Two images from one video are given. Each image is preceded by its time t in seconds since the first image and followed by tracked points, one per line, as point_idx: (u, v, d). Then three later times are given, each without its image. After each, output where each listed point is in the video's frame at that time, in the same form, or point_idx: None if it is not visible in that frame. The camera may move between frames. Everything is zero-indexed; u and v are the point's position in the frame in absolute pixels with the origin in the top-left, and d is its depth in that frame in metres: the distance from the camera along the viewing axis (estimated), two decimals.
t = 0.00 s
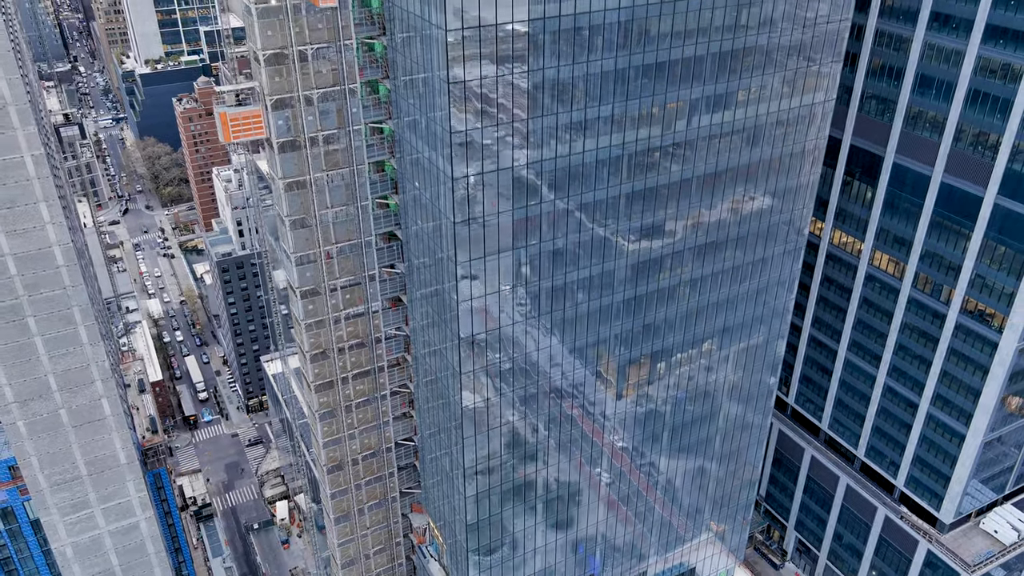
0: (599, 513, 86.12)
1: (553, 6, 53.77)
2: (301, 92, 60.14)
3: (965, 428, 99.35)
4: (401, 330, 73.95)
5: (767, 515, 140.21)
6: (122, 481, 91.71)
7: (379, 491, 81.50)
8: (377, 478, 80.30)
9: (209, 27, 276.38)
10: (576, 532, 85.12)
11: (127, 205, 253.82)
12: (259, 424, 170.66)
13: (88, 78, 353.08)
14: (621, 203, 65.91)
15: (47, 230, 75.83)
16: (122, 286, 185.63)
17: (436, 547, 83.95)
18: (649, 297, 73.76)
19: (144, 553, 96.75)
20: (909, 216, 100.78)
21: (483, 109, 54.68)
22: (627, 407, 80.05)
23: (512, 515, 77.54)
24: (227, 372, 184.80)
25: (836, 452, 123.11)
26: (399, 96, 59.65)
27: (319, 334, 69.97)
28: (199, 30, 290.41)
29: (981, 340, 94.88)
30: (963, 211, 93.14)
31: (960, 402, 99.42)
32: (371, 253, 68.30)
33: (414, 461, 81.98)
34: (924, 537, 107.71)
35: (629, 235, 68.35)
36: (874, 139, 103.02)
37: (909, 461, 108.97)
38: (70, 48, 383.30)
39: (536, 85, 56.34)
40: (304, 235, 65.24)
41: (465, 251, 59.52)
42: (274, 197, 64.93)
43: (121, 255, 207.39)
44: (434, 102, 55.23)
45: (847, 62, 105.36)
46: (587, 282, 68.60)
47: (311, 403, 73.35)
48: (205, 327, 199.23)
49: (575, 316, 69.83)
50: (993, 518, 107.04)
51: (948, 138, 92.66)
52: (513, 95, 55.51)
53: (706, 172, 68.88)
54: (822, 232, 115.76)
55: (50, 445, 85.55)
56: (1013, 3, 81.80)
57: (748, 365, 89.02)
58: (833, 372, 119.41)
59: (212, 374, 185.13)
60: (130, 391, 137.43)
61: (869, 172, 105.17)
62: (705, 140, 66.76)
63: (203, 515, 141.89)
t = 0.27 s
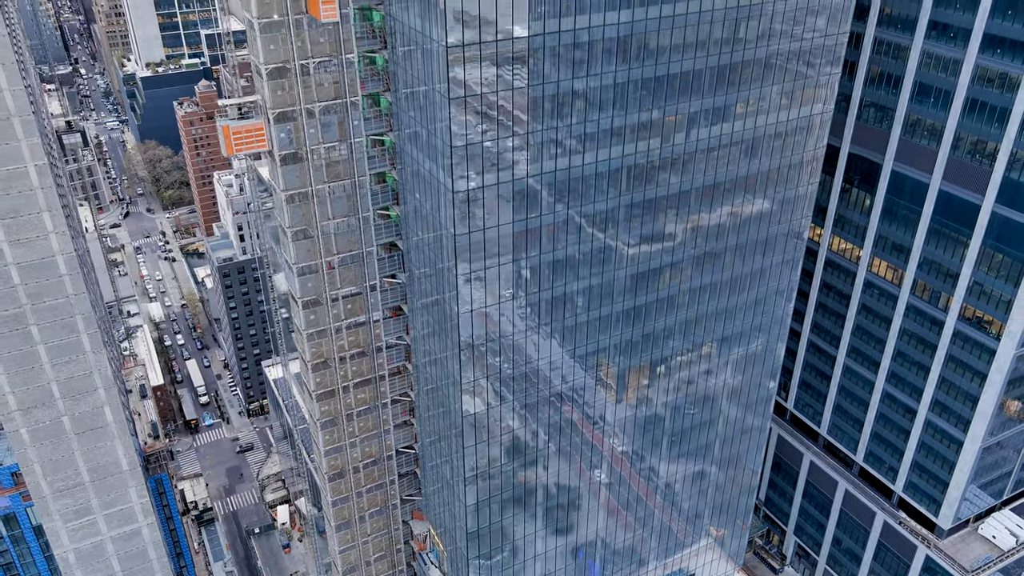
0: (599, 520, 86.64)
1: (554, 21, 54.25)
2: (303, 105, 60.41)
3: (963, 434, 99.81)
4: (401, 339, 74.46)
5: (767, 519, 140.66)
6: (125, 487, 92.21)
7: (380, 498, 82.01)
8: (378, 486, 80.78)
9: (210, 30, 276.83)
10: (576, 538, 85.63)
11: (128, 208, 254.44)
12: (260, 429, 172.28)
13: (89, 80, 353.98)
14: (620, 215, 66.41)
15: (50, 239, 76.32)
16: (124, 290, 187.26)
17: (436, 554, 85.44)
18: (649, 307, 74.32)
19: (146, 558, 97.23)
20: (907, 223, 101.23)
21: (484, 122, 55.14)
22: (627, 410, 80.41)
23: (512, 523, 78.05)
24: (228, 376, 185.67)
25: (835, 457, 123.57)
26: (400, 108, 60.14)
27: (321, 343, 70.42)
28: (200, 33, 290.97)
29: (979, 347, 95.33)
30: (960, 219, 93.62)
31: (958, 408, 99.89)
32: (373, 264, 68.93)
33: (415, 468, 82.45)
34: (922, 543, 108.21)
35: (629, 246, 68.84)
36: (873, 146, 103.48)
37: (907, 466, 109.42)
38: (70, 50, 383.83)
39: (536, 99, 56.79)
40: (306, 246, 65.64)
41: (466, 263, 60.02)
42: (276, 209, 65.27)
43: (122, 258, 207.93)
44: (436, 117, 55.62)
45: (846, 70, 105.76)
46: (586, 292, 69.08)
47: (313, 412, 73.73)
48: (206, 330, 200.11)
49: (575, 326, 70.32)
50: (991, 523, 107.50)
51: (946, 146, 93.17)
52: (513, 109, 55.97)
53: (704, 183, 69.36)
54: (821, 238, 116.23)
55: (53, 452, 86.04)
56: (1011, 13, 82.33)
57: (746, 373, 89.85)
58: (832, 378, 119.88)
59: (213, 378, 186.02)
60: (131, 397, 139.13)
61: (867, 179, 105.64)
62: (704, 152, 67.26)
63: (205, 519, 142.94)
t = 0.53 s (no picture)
0: (599, 527, 87.18)
1: (553, 37, 54.77)
2: (304, 118, 61.02)
3: (961, 440, 100.30)
4: (402, 348, 74.88)
5: (766, 523, 141.09)
6: (127, 494, 92.70)
7: (381, 505, 82.59)
8: (379, 493, 81.32)
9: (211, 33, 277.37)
10: (575, 544, 86.14)
11: (129, 211, 255.08)
12: (261, 433, 173.20)
13: (90, 83, 354.76)
14: (620, 227, 66.92)
15: (53, 249, 76.81)
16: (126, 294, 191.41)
17: (437, 561, 84.39)
18: (648, 317, 74.91)
19: (148, 564, 97.67)
20: (905, 230, 101.66)
21: (484, 135, 55.63)
22: (628, 416, 80.92)
23: (512, 530, 78.54)
24: (229, 380, 186.28)
25: (834, 462, 124.05)
26: (400, 121, 60.65)
27: (322, 353, 70.94)
28: (201, 36, 291.54)
29: (977, 354, 95.78)
30: (958, 226, 94.06)
31: (956, 414, 100.35)
32: (374, 274, 69.39)
33: (416, 476, 82.90)
34: (921, 548, 108.76)
35: (628, 257, 69.36)
36: (871, 154, 103.95)
37: (906, 472, 109.90)
38: (71, 52, 384.59)
39: (536, 113, 57.22)
40: (308, 257, 66.15)
41: (466, 276, 60.56)
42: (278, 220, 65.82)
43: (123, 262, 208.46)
44: (436, 131, 56.12)
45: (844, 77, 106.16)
46: (586, 302, 69.60)
47: (314, 420, 74.27)
48: (207, 334, 200.78)
49: (575, 336, 70.84)
50: (989, 528, 107.99)
51: (944, 154, 93.63)
52: (513, 123, 56.46)
53: (703, 195, 69.87)
54: (820, 244, 116.69)
55: (56, 459, 86.52)
56: (1008, 22, 82.87)
57: (745, 382, 90.63)
58: (831, 383, 120.33)
59: (214, 381, 186.64)
60: (133, 403, 140.77)
61: (865, 186, 106.10)
62: (702, 164, 67.79)
63: (206, 523, 142.25)
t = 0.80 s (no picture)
0: (598, 534, 87.74)
1: (553, 52, 55.23)
2: (306, 130, 61.62)
3: (959, 446, 100.80)
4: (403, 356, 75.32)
5: (765, 527, 141.52)
6: (129, 500, 93.14)
7: (382, 512, 83.10)
8: (380, 500, 81.78)
9: (212, 36, 278.06)
10: (575, 550, 86.65)
11: (130, 214, 255.75)
12: (261, 437, 174.15)
13: (90, 84, 355.59)
14: (620, 238, 67.42)
15: (56, 257, 77.27)
16: (127, 298, 191.51)
17: (437, 567, 85.69)
18: (647, 326, 75.47)
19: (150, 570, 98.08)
20: (904, 237, 102.09)
21: (485, 149, 56.09)
22: (627, 420, 81.10)
23: (513, 537, 78.98)
24: (229, 383, 187.22)
25: (832, 467, 124.56)
26: (401, 132, 61.13)
27: (324, 362, 71.49)
28: (202, 39, 292.33)
29: (975, 361, 96.23)
30: (957, 234, 94.50)
31: (954, 420, 100.83)
32: (376, 284, 69.77)
33: (416, 483, 83.34)
34: (919, 553, 109.37)
35: (628, 268, 69.84)
36: (870, 161, 104.40)
37: (904, 477, 110.40)
38: (72, 54, 385.21)
39: (536, 126, 57.62)
40: (310, 267, 66.79)
41: (466, 288, 61.12)
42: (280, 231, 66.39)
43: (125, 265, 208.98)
44: (437, 146, 56.56)
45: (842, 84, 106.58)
46: (587, 313, 70.11)
47: (315, 428, 74.91)
48: (208, 337, 201.64)
49: (574, 346, 71.36)
50: (987, 534, 108.49)
51: (942, 162, 94.14)
52: (514, 136, 56.89)
53: (702, 206, 70.36)
54: (819, 250, 117.13)
55: (58, 465, 86.97)
56: (1005, 32, 83.38)
57: (744, 391, 91.27)
58: (830, 389, 120.75)
59: (215, 385, 187.60)
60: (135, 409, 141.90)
61: (864, 192, 106.54)
62: (701, 175, 68.30)
63: (207, 527, 143.17)
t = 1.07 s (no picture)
0: (598, 540, 88.25)
1: (554, 68, 55.75)
2: (308, 142, 62.11)
3: (957, 452, 101.32)
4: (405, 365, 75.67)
5: (764, 532, 141.98)
6: (131, 506, 93.65)
7: (383, 519, 83.53)
8: (381, 507, 82.27)
9: (212, 39, 278.68)
10: (575, 557, 87.16)
11: (131, 217, 256.37)
12: (263, 440, 174.85)
13: (91, 87, 356.08)
14: (620, 250, 67.98)
15: (59, 266, 77.80)
16: (127, 300, 188.15)
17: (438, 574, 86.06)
18: (647, 336, 76.03)
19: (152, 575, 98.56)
20: (902, 244, 102.62)
21: (486, 162, 56.57)
22: (626, 422, 81.09)
23: (513, 545, 79.47)
24: (230, 388, 188.51)
25: (831, 472, 125.07)
26: (402, 144, 61.71)
27: (325, 371, 72.13)
28: (202, 42, 292.99)
29: (973, 368, 96.77)
30: (954, 241, 94.98)
31: (952, 427, 101.36)
32: (377, 294, 70.05)
33: (417, 490, 83.88)
34: (917, 558, 109.97)
35: (628, 279, 70.34)
36: (868, 168, 104.91)
37: (903, 482, 110.94)
38: (73, 56, 385.72)
39: (536, 140, 58.11)
40: (311, 278, 67.34)
41: (467, 299, 61.72)
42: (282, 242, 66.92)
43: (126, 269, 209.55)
44: (439, 160, 57.08)
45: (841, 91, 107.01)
46: (587, 323, 70.63)
47: (317, 437, 75.46)
48: (209, 341, 202.67)
49: (574, 356, 71.89)
50: (986, 539, 109.02)
51: (940, 170, 94.64)
52: (514, 151, 57.47)
53: (701, 217, 70.92)
54: (818, 256, 117.60)
55: (61, 472, 87.55)
56: (1003, 41, 83.91)
57: (743, 399, 91.92)
58: (829, 394, 121.24)
59: (216, 389, 188.47)
60: (136, 414, 145.40)
61: (862, 199, 107.03)
62: (701, 187, 68.83)
63: (208, 531, 143.36)
